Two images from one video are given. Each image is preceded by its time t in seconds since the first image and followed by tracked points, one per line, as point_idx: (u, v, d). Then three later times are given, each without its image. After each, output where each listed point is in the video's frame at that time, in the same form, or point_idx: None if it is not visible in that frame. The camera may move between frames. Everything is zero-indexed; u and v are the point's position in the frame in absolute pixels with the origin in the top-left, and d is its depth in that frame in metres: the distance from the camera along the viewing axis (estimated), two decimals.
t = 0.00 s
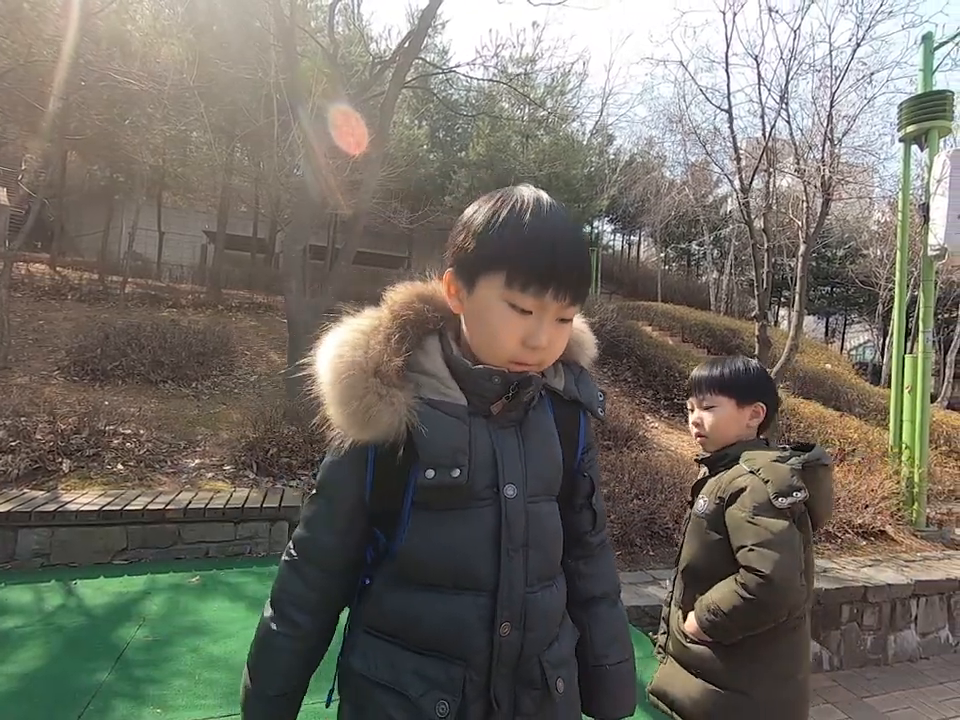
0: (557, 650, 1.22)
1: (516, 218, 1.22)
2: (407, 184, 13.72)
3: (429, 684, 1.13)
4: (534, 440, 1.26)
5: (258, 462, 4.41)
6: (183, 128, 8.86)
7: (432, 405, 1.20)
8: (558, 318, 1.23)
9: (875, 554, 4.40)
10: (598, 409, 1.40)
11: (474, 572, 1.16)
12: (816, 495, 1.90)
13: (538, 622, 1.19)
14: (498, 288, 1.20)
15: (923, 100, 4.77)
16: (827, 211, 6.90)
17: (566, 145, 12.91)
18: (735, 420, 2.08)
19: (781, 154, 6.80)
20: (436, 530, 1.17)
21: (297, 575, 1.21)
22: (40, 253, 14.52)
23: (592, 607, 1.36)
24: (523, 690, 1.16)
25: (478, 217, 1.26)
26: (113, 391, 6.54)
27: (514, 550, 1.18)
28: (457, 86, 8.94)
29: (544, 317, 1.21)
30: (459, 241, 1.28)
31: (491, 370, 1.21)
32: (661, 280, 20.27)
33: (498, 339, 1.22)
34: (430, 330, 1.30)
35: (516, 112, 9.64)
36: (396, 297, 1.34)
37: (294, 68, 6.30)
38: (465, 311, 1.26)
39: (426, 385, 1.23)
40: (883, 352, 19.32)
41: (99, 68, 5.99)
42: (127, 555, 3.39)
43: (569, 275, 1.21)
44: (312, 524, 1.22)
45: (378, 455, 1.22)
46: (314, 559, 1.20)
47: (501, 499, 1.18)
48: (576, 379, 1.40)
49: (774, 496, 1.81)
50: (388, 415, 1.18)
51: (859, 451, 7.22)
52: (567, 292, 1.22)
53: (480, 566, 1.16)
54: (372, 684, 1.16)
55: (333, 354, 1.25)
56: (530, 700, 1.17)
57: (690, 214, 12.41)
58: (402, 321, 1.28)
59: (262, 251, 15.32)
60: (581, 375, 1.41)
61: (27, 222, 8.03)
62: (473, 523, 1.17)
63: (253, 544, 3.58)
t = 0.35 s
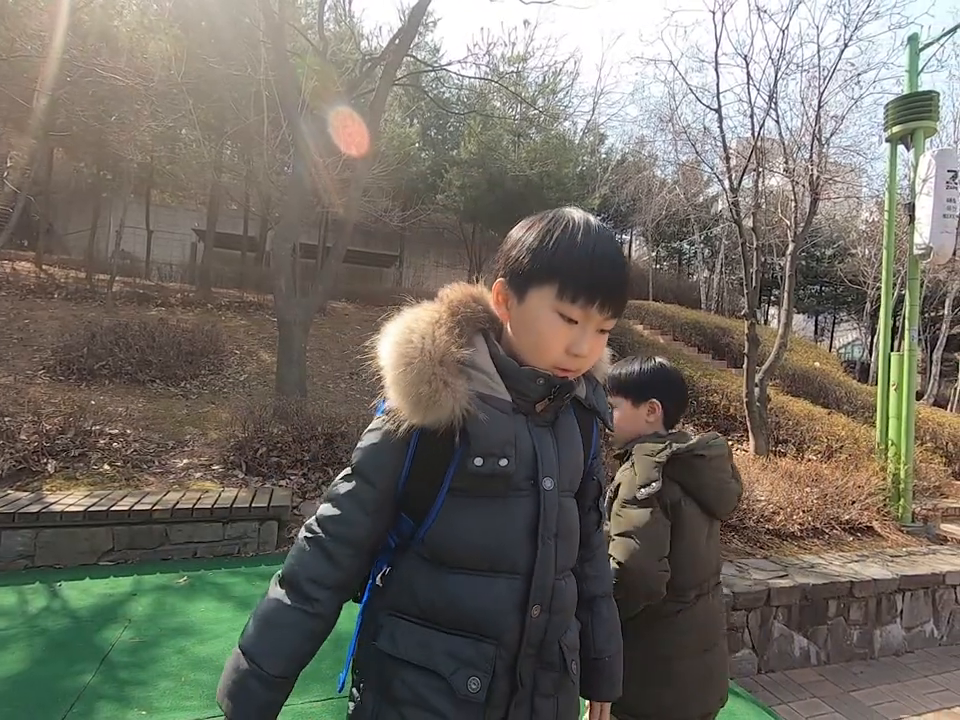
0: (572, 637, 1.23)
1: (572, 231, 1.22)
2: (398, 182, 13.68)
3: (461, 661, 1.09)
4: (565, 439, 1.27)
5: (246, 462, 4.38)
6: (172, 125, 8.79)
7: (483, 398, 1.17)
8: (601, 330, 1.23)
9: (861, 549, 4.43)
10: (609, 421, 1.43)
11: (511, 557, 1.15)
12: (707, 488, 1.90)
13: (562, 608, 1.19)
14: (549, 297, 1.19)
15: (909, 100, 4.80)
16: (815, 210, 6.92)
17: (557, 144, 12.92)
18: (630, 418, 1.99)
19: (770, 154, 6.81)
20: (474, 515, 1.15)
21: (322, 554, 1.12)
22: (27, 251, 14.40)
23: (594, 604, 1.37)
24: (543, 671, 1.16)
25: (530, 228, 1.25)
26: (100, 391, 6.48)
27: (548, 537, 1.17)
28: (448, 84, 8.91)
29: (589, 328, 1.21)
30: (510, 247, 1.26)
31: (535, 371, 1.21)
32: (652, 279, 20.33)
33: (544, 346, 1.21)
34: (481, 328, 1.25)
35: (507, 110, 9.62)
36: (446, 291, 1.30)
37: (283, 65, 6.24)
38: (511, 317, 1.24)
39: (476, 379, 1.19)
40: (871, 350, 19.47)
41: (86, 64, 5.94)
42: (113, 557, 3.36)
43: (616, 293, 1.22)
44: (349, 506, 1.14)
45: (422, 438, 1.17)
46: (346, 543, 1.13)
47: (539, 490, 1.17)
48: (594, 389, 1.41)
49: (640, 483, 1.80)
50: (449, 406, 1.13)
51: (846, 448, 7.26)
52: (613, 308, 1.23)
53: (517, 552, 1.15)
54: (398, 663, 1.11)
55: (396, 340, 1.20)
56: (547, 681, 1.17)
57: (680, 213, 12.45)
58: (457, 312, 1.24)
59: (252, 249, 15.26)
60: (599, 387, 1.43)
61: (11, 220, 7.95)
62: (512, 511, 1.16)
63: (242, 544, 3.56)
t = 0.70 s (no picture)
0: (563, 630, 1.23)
1: (568, 232, 1.21)
2: (391, 180, 13.63)
3: (459, 657, 1.09)
4: (564, 440, 1.27)
5: (238, 461, 4.36)
6: (162, 123, 8.73)
7: (486, 401, 1.18)
8: (600, 329, 1.22)
9: (851, 544, 4.44)
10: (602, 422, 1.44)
11: (509, 555, 1.14)
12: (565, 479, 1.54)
13: (556, 602, 1.19)
14: (547, 296, 1.19)
15: (897, 99, 4.81)
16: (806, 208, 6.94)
17: (550, 141, 12.90)
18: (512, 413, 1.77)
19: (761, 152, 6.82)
20: (476, 516, 1.14)
21: (327, 560, 1.10)
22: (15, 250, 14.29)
23: (583, 598, 1.36)
24: (535, 664, 1.15)
25: (525, 230, 1.25)
26: (90, 391, 6.43)
27: (547, 537, 1.16)
28: (441, 82, 8.88)
29: (590, 326, 1.20)
30: (508, 250, 1.26)
31: (538, 375, 1.20)
32: (645, 277, 20.37)
33: (544, 346, 1.20)
34: (480, 330, 1.25)
35: (500, 108, 9.59)
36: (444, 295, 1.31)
37: (274, 62, 6.18)
38: (510, 321, 1.24)
39: (480, 383, 1.19)
40: (862, 347, 19.57)
41: (73, 62, 5.89)
42: (103, 558, 3.33)
43: (615, 291, 1.21)
44: (348, 507, 1.13)
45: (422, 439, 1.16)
46: (351, 547, 1.11)
47: (539, 493, 1.17)
48: (589, 390, 1.43)
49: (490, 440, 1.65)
50: (453, 408, 1.13)
51: (837, 444, 7.29)
52: (613, 308, 1.22)
53: (516, 551, 1.15)
54: (394, 659, 1.10)
55: (401, 342, 1.20)
56: (538, 673, 1.16)
57: (673, 211, 12.47)
58: (461, 315, 1.25)
59: (244, 248, 15.19)
60: (593, 390, 1.45)
61: None
62: (512, 512, 1.16)
63: (234, 545, 3.55)
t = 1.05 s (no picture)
0: (546, 632, 1.22)
1: (462, 199, 1.17)
2: (386, 179, 13.61)
3: (437, 685, 1.08)
4: (516, 428, 1.25)
5: (235, 462, 4.34)
6: (157, 124, 8.69)
7: (420, 401, 1.16)
8: (523, 293, 1.18)
9: (847, 541, 4.44)
10: (567, 395, 1.41)
11: (474, 569, 1.13)
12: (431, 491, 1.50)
13: (533, 608, 1.18)
14: (453, 274, 1.15)
15: (891, 97, 4.81)
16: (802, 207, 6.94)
17: (546, 140, 12.90)
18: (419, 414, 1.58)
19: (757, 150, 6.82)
20: (433, 529, 1.12)
21: (289, 608, 1.07)
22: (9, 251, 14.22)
23: (567, 589, 1.35)
24: (522, 674, 1.16)
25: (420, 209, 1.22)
26: (85, 393, 6.39)
27: (512, 542, 1.15)
28: (436, 81, 8.86)
29: (508, 294, 1.15)
30: (411, 233, 1.22)
31: (475, 366, 1.18)
32: (641, 276, 20.39)
33: (463, 326, 1.16)
34: (408, 327, 1.23)
35: (495, 108, 9.58)
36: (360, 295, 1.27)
37: (269, 61, 6.13)
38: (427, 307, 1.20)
39: (411, 384, 1.17)
40: (857, 344, 19.64)
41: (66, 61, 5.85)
42: (99, 561, 3.31)
43: (526, 252, 1.16)
44: (291, 544, 1.10)
45: (361, 458, 1.13)
46: (306, 587, 1.08)
47: (496, 493, 1.15)
48: (545, 366, 1.40)
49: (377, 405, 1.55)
50: (379, 420, 1.10)
51: (833, 442, 7.30)
52: (530, 269, 1.17)
53: (482, 561, 1.13)
54: (373, 696, 1.08)
55: (310, 356, 1.17)
56: (527, 684, 1.16)
57: (669, 209, 12.48)
58: (376, 312, 1.21)
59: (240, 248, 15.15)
60: (550, 363, 1.41)
61: None
62: (470, 519, 1.14)
63: (231, 546, 3.53)
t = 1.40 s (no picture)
0: (521, 642, 1.21)
1: (394, 206, 1.11)
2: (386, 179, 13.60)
3: (391, 698, 1.11)
4: (482, 444, 1.21)
5: (235, 462, 4.34)
6: (156, 124, 8.67)
7: (365, 424, 1.16)
8: (466, 318, 1.12)
9: (846, 541, 4.44)
10: (552, 391, 1.39)
11: (427, 591, 1.12)
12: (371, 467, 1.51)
13: (495, 626, 1.16)
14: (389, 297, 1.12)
15: (890, 97, 4.81)
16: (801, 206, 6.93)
17: (545, 141, 12.89)
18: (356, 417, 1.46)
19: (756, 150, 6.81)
20: (386, 551, 1.13)
21: (250, 617, 1.10)
22: (7, 252, 14.17)
23: (556, 589, 1.35)
24: (485, 689, 1.15)
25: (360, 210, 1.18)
26: (85, 394, 6.38)
27: (466, 564, 1.14)
28: (435, 81, 8.84)
29: (447, 320, 1.11)
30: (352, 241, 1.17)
31: (425, 389, 1.16)
32: (640, 276, 20.39)
33: (401, 350, 1.13)
34: (354, 341, 1.25)
35: (495, 109, 9.56)
36: (307, 306, 1.27)
37: (269, 61, 6.13)
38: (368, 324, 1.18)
39: (357, 405, 1.18)
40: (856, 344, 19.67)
41: (65, 61, 5.84)
42: (99, 562, 3.31)
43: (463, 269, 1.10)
44: (242, 563, 1.13)
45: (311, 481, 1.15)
46: (264, 599, 1.11)
47: (449, 517, 1.13)
48: (527, 364, 1.37)
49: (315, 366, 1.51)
50: (310, 452, 1.11)
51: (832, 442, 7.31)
52: (471, 288, 1.11)
53: (434, 584, 1.12)
54: (337, 698, 1.14)
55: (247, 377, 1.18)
56: (491, 696, 1.16)
57: (667, 209, 12.48)
58: (316, 329, 1.22)
59: (239, 249, 15.14)
60: (531, 358, 1.39)
61: None
62: (422, 543, 1.13)
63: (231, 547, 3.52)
